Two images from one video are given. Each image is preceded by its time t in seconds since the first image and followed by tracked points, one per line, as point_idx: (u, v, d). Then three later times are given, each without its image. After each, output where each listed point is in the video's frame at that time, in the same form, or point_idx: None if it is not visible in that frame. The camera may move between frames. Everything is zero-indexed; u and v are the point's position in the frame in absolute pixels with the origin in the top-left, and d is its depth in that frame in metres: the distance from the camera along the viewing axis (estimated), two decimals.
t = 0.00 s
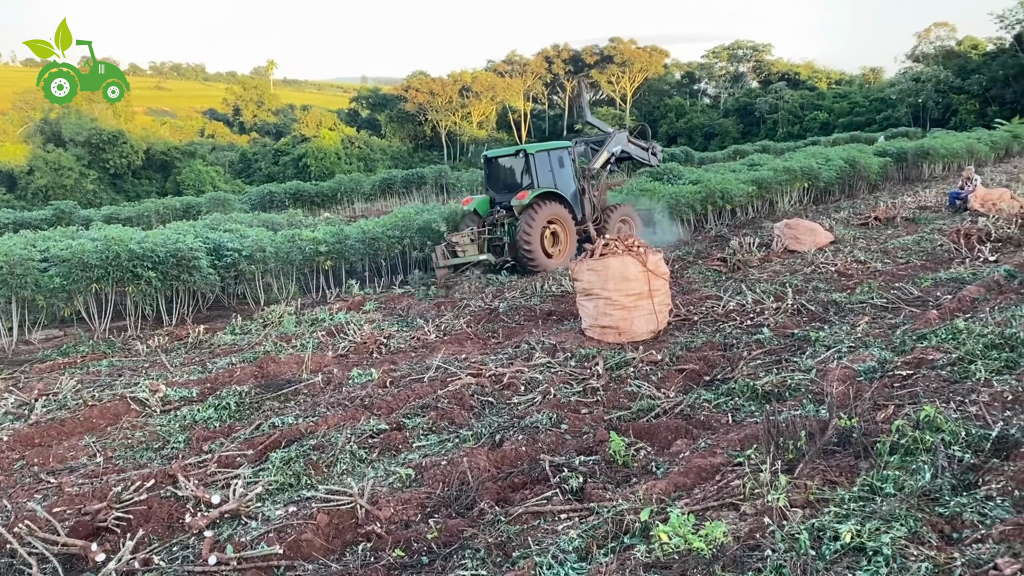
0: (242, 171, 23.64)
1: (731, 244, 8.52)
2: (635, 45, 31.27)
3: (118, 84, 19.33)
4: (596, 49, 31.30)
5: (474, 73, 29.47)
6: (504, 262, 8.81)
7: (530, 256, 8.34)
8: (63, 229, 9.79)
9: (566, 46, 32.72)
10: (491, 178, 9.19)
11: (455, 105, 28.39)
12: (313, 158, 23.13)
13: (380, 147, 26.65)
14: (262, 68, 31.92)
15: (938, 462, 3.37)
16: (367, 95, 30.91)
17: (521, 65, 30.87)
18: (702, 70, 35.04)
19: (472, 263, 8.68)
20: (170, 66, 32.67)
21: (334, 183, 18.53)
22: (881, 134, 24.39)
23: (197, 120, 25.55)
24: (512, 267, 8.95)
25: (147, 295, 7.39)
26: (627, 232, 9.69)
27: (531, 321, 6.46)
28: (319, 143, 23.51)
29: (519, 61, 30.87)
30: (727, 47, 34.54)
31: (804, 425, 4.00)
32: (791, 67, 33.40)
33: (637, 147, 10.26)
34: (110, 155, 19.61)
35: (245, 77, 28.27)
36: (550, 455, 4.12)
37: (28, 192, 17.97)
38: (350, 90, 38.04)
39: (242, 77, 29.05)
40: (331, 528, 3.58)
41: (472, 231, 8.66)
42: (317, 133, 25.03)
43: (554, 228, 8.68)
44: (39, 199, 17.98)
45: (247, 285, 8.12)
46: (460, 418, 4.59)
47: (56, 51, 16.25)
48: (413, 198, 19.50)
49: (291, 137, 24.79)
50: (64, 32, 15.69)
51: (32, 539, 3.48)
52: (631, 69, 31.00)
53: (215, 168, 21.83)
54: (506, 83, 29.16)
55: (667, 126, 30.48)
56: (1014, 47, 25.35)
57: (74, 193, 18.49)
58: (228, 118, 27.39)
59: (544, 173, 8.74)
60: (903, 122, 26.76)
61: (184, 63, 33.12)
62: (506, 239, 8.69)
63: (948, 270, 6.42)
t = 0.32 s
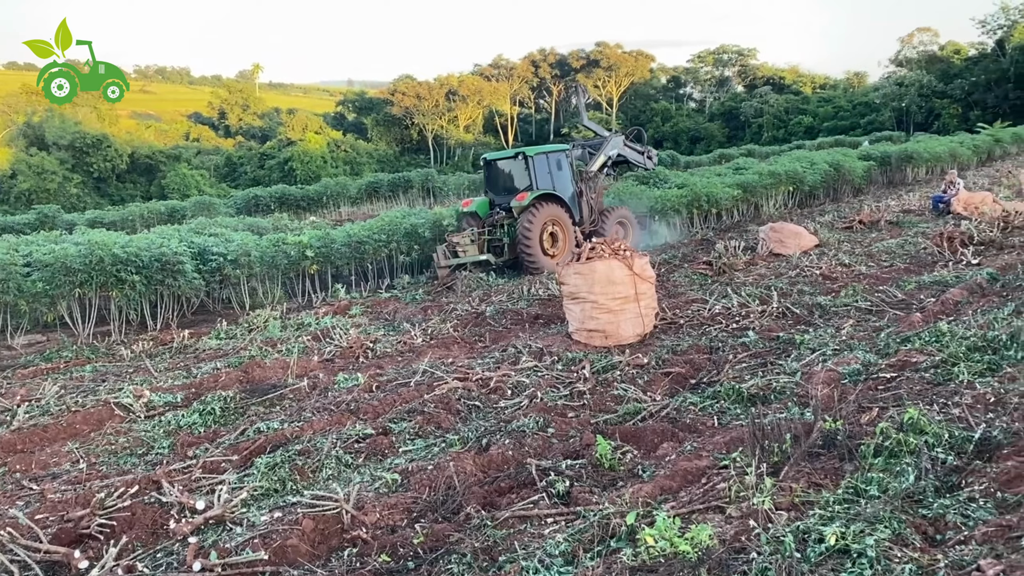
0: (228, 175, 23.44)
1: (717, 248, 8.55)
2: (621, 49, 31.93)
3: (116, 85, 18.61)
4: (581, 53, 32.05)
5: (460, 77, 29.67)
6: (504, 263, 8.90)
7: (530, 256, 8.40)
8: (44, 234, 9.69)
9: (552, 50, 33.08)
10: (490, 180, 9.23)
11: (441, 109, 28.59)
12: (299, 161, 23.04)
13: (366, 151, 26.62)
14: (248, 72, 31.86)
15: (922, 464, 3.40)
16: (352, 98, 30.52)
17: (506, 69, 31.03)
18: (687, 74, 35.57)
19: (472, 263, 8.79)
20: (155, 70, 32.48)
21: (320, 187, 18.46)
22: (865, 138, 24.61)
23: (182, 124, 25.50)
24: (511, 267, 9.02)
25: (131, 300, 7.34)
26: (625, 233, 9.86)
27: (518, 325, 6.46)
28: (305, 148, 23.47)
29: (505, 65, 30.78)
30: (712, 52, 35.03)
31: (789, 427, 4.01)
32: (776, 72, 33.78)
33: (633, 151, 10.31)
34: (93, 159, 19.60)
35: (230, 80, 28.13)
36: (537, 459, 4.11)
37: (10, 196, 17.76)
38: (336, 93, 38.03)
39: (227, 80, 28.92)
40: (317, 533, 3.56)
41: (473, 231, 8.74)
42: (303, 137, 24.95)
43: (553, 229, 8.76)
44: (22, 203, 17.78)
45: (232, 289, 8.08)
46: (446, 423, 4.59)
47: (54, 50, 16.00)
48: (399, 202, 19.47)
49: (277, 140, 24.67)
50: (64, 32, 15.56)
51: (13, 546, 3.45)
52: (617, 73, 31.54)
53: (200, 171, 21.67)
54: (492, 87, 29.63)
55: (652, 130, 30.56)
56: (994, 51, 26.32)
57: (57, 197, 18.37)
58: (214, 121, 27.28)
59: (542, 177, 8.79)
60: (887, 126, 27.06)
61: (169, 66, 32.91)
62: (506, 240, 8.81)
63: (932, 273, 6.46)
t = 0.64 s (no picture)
0: (209, 180, 23.23)
1: (698, 251, 8.58)
2: (604, 55, 32.17)
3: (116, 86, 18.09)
4: (564, 59, 31.91)
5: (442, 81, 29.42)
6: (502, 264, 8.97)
7: (526, 258, 8.51)
8: (20, 240, 9.58)
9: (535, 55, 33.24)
10: (486, 183, 9.29)
11: (424, 113, 28.53)
12: (281, 166, 22.92)
13: (349, 155, 26.61)
14: (229, 76, 31.77)
15: (901, 466, 3.43)
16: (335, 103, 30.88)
17: (490, 74, 31.29)
18: (669, 79, 35.54)
19: (471, 264, 9.03)
20: (135, 74, 32.22)
21: (302, 192, 18.44)
22: (846, 143, 24.90)
23: (163, 129, 25.41)
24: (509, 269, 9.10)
25: (110, 306, 7.26)
26: (619, 235, 9.93)
27: (501, 330, 6.46)
28: (287, 152, 23.38)
29: (488, 70, 31.23)
30: (693, 57, 35.30)
31: (770, 430, 4.03)
32: (756, 77, 34.28)
33: (625, 154, 10.37)
34: (73, 163, 19.49)
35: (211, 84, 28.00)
36: (520, 464, 4.12)
37: None
38: (318, 98, 37.96)
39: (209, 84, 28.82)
40: (298, 540, 3.54)
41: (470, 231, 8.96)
42: (285, 141, 24.84)
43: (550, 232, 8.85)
44: None
45: (213, 295, 8.03)
46: (429, 428, 4.58)
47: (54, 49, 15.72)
48: (382, 207, 19.46)
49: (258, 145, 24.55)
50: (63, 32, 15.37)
51: None
52: (599, 78, 31.88)
53: (181, 176, 21.50)
54: (475, 92, 29.43)
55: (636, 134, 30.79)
56: (971, 58, 27.12)
57: (35, 202, 18.08)
58: (195, 125, 27.18)
59: (538, 179, 8.87)
60: (867, 131, 27.50)
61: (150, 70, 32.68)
62: (504, 241, 8.89)
63: (910, 276, 6.53)
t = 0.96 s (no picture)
0: (190, 185, 23.11)
1: (680, 255, 8.61)
2: (586, 60, 32.91)
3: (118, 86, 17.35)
4: (546, 63, 32.29)
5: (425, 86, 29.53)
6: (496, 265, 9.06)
7: (521, 259, 8.54)
8: None
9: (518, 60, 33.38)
10: (479, 186, 9.30)
11: (407, 117, 28.42)
12: (262, 170, 22.82)
13: (332, 159, 26.57)
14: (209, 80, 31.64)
15: (880, 468, 3.45)
16: (317, 107, 30.77)
17: (472, 78, 31.27)
18: (651, 84, 35.83)
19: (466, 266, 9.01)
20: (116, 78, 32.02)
21: (284, 197, 18.32)
22: (826, 147, 25.16)
23: (143, 133, 25.27)
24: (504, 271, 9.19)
25: (89, 312, 7.20)
26: (611, 237, 10.06)
27: (483, 335, 6.46)
28: (268, 156, 23.28)
29: (470, 75, 31.20)
30: (675, 62, 35.52)
31: (751, 434, 4.05)
32: (737, 82, 34.69)
33: (617, 157, 10.22)
34: (51, 168, 19.33)
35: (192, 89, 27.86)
36: (502, 469, 4.11)
37: None
38: (299, 103, 37.89)
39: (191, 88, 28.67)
40: (279, 547, 3.51)
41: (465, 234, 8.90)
42: (265, 146, 24.74)
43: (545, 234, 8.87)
44: None
45: (193, 300, 8.00)
46: (411, 433, 4.57)
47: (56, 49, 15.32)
48: (364, 211, 19.47)
49: (239, 149, 24.44)
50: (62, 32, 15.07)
51: None
52: (582, 83, 32.61)
53: (161, 181, 21.37)
54: (458, 96, 29.68)
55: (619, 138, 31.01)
56: (948, 64, 27.66)
57: (14, 208, 17.92)
58: (176, 130, 27.08)
59: (531, 182, 8.92)
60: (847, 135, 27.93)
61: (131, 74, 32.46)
62: (498, 243, 8.96)
63: (890, 280, 6.58)
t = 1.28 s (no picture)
0: (167, 190, 22.86)
1: (660, 260, 8.64)
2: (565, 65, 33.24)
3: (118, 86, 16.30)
4: (526, 68, 32.29)
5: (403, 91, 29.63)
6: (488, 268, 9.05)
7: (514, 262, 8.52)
8: None
9: (498, 66, 33.50)
10: (472, 190, 9.29)
11: (386, 122, 28.51)
12: (240, 175, 22.64)
13: (309, 164, 26.48)
14: (188, 84, 31.45)
15: (855, 471, 3.49)
16: (295, 112, 30.46)
17: (451, 83, 31.25)
18: (630, 90, 36.13)
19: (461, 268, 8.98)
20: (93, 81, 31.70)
21: (262, 201, 18.19)
22: (803, 152, 25.43)
23: (120, 138, 25.04)
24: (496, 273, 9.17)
25: (63, 319, 7.12)
26: (601, 240, 10.17)
27: (463, 340, 6.46)
28: (246, 161, 23.15)
29: (450, 80, 31.21)
30: (654, 68, 35.90)
31: (728, 438, 4.07)
32: (715, 87, 35.10)
33: (605, 162, 10.36)
34: (25, 173, 18.99)
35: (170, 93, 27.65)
36: (481, 474, 4.11)
37: None
38: (278, 107, 37.75)
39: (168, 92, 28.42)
40: (256, 555, 3.48)
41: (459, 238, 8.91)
42: (243, 150, 24.64)
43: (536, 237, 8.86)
44: None
45: (169, 307, 7.95)
46: (389, 440, 4.56)
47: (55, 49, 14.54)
48: (343, 216, 19.43)
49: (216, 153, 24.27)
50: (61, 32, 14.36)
51: None
52: (562, 87, 32.83)
53: (139, 186, 21.15)
54: (438, 101, 30.10)
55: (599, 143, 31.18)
56: (922, 69, 28.14)
57: None
58: (153, 134, 26.90)
59: (523, 186, 8.94)
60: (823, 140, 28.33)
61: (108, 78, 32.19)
62: (491, 246, 8.94)
63: (865, 284, 6.65)
